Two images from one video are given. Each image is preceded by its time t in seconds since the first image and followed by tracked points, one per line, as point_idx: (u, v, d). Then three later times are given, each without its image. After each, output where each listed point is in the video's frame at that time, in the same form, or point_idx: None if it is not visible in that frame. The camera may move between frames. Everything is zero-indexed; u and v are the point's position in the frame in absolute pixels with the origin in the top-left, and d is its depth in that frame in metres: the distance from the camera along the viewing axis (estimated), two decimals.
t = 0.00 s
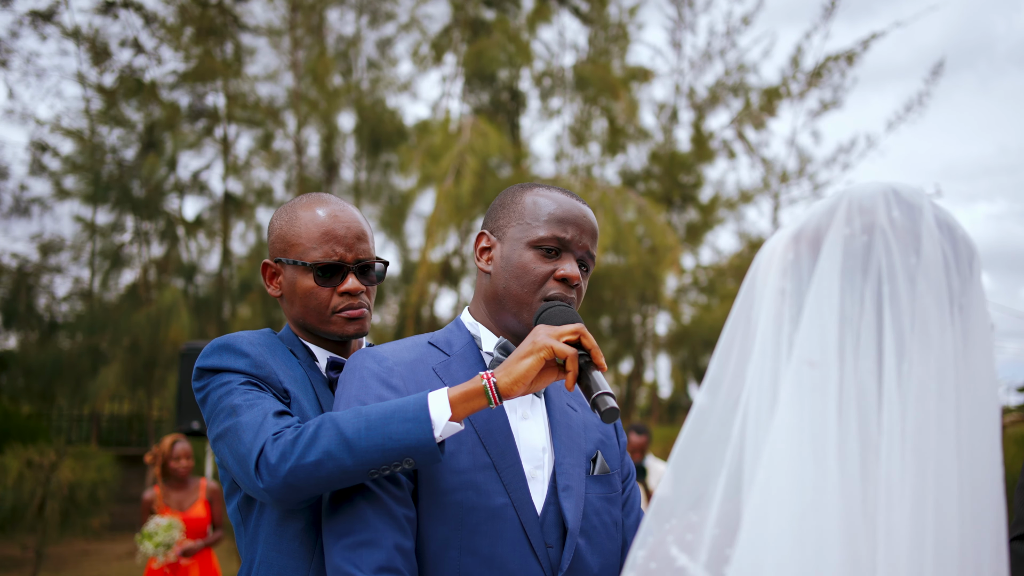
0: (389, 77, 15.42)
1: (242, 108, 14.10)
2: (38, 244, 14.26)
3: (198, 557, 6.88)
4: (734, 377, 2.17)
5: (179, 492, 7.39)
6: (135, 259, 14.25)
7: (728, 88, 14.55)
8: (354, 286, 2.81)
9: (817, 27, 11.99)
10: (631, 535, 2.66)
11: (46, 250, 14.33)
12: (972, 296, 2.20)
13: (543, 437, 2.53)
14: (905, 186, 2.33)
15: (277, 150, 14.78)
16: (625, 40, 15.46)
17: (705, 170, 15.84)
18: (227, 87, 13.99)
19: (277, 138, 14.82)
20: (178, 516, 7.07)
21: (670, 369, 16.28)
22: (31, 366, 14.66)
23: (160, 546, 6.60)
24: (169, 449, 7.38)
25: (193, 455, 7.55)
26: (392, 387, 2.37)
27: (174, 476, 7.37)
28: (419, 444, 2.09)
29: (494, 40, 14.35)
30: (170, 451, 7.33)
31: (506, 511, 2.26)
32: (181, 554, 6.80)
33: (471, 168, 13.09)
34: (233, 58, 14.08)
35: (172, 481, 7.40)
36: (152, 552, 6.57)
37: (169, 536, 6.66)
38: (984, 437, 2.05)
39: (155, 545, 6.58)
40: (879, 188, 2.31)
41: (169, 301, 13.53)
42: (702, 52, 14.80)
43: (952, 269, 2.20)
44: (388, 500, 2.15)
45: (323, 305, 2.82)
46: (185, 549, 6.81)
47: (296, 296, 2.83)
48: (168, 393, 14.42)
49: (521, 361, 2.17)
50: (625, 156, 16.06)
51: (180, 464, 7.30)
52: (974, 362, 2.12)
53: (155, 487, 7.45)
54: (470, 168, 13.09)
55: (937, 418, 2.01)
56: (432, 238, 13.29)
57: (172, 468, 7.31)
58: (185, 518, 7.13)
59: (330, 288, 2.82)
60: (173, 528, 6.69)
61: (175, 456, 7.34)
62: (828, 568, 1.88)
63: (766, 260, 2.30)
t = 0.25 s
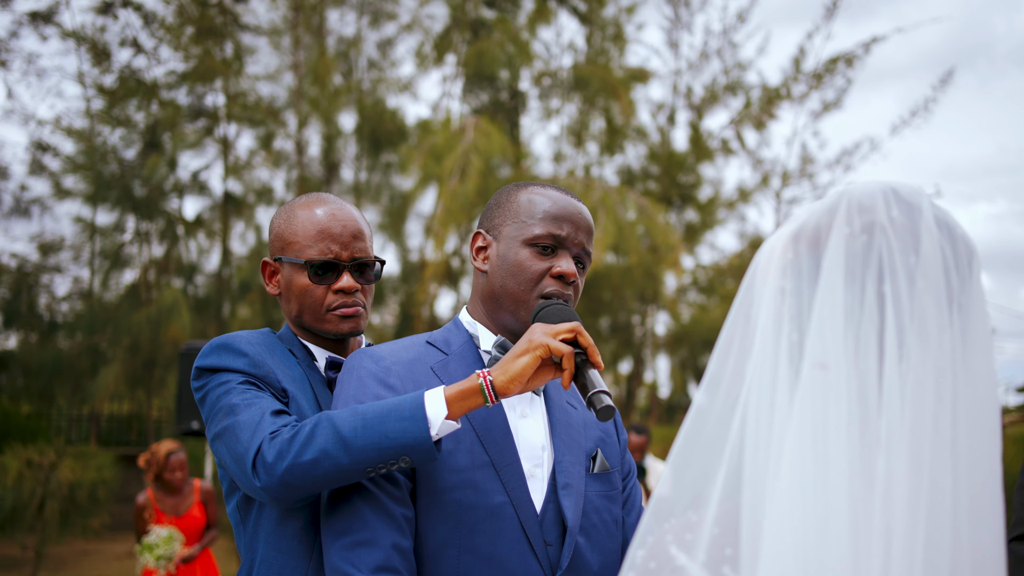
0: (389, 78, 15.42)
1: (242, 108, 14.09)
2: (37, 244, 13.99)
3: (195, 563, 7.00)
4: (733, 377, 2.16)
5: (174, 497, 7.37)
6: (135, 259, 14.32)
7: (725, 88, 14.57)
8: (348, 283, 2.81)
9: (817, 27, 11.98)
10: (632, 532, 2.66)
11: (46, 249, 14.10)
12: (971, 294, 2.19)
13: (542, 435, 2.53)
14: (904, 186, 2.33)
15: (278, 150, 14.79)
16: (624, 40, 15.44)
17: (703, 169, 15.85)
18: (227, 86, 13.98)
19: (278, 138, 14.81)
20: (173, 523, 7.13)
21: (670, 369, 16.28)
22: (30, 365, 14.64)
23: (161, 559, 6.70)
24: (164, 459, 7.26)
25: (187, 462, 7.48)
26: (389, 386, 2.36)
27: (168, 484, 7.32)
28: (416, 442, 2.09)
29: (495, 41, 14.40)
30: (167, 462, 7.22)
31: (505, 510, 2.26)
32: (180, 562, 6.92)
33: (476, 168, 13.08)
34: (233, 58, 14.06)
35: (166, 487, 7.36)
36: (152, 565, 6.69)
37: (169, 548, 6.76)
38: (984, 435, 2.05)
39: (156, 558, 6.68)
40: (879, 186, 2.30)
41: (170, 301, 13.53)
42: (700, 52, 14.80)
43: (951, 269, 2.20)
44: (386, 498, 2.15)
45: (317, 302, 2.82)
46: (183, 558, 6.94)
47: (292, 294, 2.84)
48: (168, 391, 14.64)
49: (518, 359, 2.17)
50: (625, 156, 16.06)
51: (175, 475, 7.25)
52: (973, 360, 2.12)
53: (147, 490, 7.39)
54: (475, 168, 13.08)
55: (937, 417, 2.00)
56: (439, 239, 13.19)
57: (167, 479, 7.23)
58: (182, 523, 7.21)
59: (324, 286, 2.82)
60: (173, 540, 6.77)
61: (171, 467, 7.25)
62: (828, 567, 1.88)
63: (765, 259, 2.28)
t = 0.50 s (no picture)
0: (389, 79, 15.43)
1: (243, 107, 14.09)
2: (37, 244, 13.83)
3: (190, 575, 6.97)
4: (734, 378, 2.16)
5: (173, 509, 7.30)
6: (137, 259, 14.30)
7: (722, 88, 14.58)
8: (345, 280, 2.81)
9: (817, 27, 11.98)
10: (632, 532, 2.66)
11: (48, 249, 13.92)
12: (973, 294, 2.19)
13: (543, 434, 2.53)
14: (904, 187, 2.33)
15: (279, 150, 14.83)
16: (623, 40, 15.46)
17: (702, 169, 15.87)
18: (229, 85, 13.98)
19: (279, 138, 14.82)
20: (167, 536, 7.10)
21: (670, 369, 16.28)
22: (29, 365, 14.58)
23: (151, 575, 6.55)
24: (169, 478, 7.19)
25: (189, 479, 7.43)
26: (389, 387, 2.37)
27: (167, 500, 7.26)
28: (414, 442, 2.09)
29: (495, 41, 14.43)
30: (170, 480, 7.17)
31: (505, 509, 2.26)
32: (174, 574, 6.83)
33: (480, 167, 13.07)
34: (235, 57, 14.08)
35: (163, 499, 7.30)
36: None
37: (162, 564, 6.61)
38: (987, 434, 2.05)
39: (148, 573, 6.55)
40: (879, 187, 2.30)
41: (172, 301, 13.56)
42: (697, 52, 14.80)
43: (953, 270, 2.20)
44: (386, 498, 2.15)
45: (315, 300, 2.82)
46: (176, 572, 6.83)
47: (290, 293, 2.84)
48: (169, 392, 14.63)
49: (516, 358, 2.17)
50: (624, 156, 16.07)
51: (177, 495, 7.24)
52: (976, 360, 2.12)
53: (147, 498, 7.33)
54: (478, 167, 13.07)
55: (941, 417, 2.00)
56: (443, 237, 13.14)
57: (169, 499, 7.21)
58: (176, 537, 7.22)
59: (321, 283, 2.83)
60: (166, 556, 6.62)
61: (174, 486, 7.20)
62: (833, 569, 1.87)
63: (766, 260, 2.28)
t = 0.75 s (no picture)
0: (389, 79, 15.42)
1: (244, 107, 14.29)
2: (37, 244, 13.80)
3: (181, 575, 6.98)
4: (736, 378, 2.16)
5: (175, 506, 7.30)
6: (137, 259, 14.28)
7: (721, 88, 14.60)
8: (343, 278, 2.81)
9: (817, 28, 11.99)
10: (632, 533, 2.66)
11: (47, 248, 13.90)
12: (974, 294, 2.19)
13: (544, 434, 2.53)
14: (906, 188, 2.33)
15: (280, 149, 14.83)
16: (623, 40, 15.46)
17: (701, 169, 15.88)
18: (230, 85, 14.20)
19: (280, 137, 14.83)
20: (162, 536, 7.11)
21: (669, 368, 16.29)
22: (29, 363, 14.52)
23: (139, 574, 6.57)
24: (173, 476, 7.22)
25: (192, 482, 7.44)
26: (391, 386, 2.37)
27: (170, 500, 7.27)
28: (415, 441, 2.09)
29: (495, 40, 14.42)
30: (175, 481, 7.20)
31: (507, 509, 2.26)
32: None
33: (481, 166, 13.07)
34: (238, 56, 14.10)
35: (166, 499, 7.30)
36: None
37: (151, 565, 6.61)
38: (990, 434, 2.04)
39: (137, 574, 6.56)
40: (881, 189, 2.30)
41: (173, 300, 13.61)
42: (696, 52, 14.81)
43: (954, 271, 2.20)
44: (387, 498, 2.15)
45: (313, 298, 2.82)
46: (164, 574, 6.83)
47: (289, 292, 2.84)
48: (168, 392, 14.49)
49: (516, 357, 2.17)
50: (624, 156, 16.07)
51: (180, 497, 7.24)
52: (979, 360, 2.12)
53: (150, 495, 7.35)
54: (479, 166, 13.07)
55: (943, 416, 2.00)
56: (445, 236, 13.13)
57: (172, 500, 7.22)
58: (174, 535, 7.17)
59: (320, 281, 2.82)
60: (156, 557, 6.63)
61: (178, 487, 7.23)
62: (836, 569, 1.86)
63: (768, 260, 2.28)
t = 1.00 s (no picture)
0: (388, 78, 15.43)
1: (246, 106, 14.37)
2: (38, 244, 13.96)
3: (184, 555, 6.95)
4: (738, 377, 2.15)
5: (180, 491, 7.37)
6: (138, 259, 14.31)
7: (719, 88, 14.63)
8: (346, 277, 2.81)
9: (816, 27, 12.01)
10: (633, 534, 2.66)
11: (48, 249, 14.01)
12: (976, 293, 2.20)
13: (547, 434, 2.53)
14: (907, 187, 2.33)
15: (280, 149, 14.85)
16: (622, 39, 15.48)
17: (701, 168, 15.89)
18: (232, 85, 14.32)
19: (280, 137, 14.86)
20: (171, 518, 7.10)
21: (669, 368, 16.28)
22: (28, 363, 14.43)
23: (145, 546, 6.65)
24: (173, 453, 7.36)
25: (196, 459, 7.54)
26: (397, 385, 2.36)
27: (176, 480, 7.36)
28: (419, 439, 2.09)
29: (495, 38, 14.43)
30: (175, 452, 7.33)
31: (511, 509, 2.26)
32: (168, 556, 6.83)
33: (480, 165, 13.09)
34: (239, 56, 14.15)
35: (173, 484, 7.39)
36: (137, 553, 6.65)
37: (157, 537, 6.72)
38: (993, 433, 2.04)
39: (142, 545, 6.65)
40: (883, 188, 2.30)
41: (173, 300, 13.58)
42: (694, 52, 14.85)
43: (956, 270, 2.20)
44: (392, 497, 2.14)
45: (315, 296, 2.82)
46: (171, 553, 6.83)
47: (292, 290, 2.84)
48: (169, 391, 14.53)
49: (521, 356, 2.17)
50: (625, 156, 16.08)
51: (183, 470, 7.30)
52: (981, 359, 2.12)
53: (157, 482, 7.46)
54: (479, 165, 13.09)
55: (945, 415, 2.00)
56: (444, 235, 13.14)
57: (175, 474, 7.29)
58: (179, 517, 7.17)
59: (322, 280, 2.82)
60: (161, 530, 6.75)
61: (179, 459, 7.33)
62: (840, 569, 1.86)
63: (770, 260, 2.27)
